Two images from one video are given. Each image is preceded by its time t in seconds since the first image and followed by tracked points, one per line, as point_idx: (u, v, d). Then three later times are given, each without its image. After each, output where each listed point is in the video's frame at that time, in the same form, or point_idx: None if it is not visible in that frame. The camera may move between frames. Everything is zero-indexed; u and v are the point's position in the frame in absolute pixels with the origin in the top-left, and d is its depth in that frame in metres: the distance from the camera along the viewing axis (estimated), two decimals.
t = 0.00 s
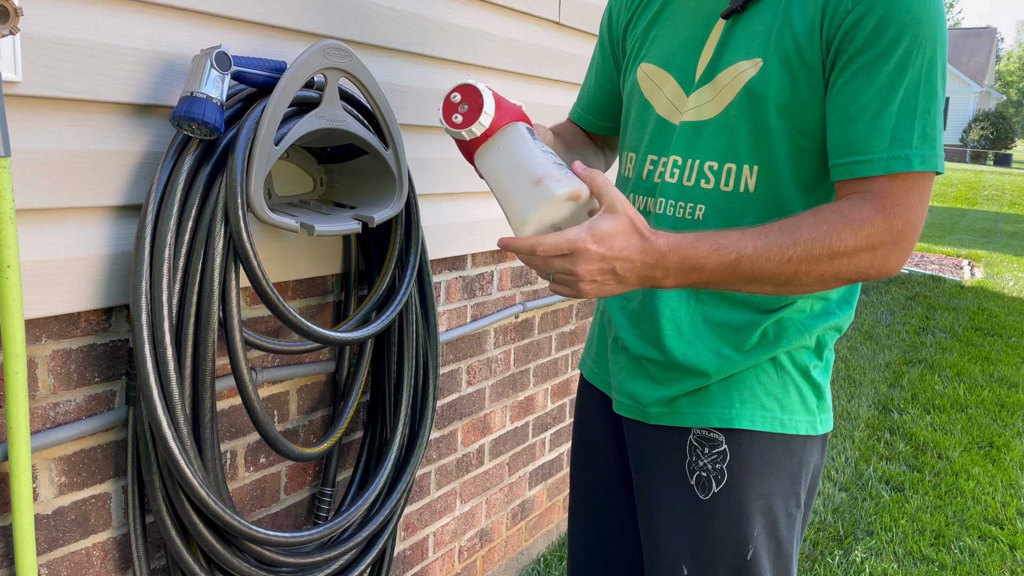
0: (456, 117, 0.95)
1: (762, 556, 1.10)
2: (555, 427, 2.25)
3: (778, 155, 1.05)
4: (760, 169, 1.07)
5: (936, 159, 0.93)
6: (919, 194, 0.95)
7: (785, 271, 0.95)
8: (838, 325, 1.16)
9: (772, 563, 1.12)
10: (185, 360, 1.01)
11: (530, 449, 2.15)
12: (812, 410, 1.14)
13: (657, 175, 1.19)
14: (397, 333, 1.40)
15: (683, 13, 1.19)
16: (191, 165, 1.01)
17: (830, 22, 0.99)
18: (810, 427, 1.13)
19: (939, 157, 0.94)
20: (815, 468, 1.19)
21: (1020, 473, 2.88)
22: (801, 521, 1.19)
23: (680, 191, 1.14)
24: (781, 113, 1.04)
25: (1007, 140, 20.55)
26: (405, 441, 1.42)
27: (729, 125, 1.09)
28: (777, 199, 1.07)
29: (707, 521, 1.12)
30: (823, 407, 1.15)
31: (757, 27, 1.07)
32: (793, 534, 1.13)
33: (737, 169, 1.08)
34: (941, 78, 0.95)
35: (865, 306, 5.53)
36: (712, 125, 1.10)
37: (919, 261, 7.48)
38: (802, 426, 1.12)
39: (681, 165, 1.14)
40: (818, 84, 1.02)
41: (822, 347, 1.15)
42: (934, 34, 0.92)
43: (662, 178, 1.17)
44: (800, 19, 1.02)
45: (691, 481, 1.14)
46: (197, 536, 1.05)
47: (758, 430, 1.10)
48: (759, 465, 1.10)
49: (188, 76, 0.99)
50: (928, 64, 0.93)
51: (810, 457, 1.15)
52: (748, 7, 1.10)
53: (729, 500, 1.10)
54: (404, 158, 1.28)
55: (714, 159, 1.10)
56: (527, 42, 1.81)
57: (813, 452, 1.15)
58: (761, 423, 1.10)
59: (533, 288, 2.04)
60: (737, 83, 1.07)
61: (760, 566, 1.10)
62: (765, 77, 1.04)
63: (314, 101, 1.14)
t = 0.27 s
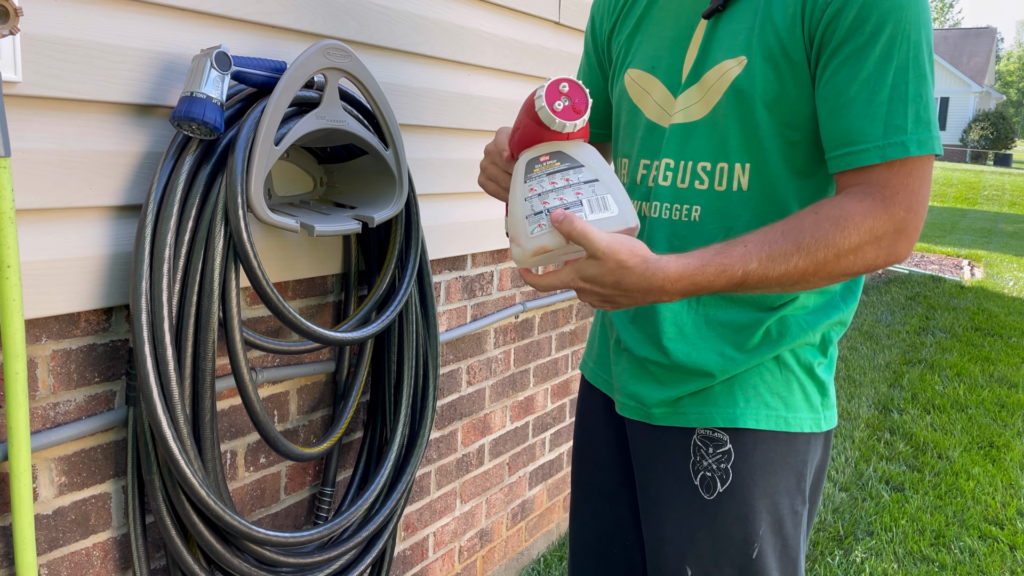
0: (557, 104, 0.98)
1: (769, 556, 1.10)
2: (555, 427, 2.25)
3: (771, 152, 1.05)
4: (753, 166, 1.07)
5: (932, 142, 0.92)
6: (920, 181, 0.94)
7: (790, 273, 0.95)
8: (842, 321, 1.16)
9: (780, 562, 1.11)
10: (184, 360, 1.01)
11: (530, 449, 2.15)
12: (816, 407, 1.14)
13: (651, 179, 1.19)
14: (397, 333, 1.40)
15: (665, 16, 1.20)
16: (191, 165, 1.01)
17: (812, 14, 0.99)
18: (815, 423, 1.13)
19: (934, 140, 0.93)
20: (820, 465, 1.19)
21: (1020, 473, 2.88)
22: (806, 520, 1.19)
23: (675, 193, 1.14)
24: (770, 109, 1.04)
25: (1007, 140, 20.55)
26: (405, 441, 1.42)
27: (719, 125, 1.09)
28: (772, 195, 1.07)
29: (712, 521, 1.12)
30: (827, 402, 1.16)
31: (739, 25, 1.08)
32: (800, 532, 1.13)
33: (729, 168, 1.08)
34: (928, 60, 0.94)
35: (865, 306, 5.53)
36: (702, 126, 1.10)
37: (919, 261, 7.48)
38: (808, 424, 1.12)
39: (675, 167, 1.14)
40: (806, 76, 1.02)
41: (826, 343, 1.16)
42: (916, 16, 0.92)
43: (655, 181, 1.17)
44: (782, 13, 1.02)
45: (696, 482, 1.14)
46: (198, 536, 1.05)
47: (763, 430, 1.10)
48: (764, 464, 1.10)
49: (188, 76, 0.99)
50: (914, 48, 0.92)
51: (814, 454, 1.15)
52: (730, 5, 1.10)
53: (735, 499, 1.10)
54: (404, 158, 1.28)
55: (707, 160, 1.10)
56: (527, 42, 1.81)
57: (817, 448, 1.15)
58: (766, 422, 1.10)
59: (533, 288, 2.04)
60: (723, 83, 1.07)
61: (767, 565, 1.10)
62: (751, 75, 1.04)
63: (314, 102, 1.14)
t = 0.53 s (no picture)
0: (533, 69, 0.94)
1: (771, 552, 1.10)
2: (555, 427, 2.25)
3: (764, 145, 1.05)
4: (746, 159, 1.07)
5: (924, 131, 0.93)
6: (915, 170, 0.94)
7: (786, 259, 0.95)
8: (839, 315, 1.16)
9: (783, 557, 1.12)
10: (185, 360, 1.01)
11: (530, 449, 2.15)
12: (815, 401, 1.14)
13: (645, 174, 1.19)
14: (397, 333, 1.40)
15: (654, 12, 1.19)
16: (191, 165, 1.01)
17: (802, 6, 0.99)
18: (814, 417, 1.13)
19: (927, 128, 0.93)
20: (819, 461, 1.19)
21: (1020, 473, 2.88)
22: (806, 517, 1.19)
23: (669, 189, 1.14)
24: (762, 102, 1.04)
25: (1007, 140, 20.55)
26: (405, 441, 1.42)
27: (710, 119, 1.09)
28: (766, 188, 1.07)
29: (715, 519, 1.12)
30: (825, 395, 1.16)
31: (729, 19, 1.08)
32: (803, 526, 1.13)
33: (722, 162, 1.08)
34: (919, 49, 0.94)
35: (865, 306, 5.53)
36: (694, 120, 1.10)
37: (919, 261, 7.48)
38: (807, 418, 1.12)
39: (667, 162, 1.14)
40: (797, 68, 1.02)
41: (824, 338, 1.16)
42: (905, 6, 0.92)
43: (650, 177, 1.17)
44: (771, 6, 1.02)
45: (698, 480, 1.13)
46: (197, 536, 1.05)
47: (764, 426, 1.10)
48: (766, 461, 1.10)
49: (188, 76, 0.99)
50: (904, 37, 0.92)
51: (814, 449, 1.15)
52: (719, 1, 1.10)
53: (736, 497, 1.09)
54: (404, 158, 1.28)
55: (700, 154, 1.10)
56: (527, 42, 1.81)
57: (816, 443, 1.15)
58: (766, 417, 1.10)
59: (533, 287, 2.04)
60: (714, 77, 1.07)
61: (770, 561, 1.10)
62: (742, 69, 1.04)
63: (314, 102, 1.14)
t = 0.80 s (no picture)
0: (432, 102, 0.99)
1: (768, 550, 1.10)
2: (555, 427, 2.25)
3: (760, 144, 1.05)
4: (741, 158, 1.07)
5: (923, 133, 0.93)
6: (912, 170, 0.94)
7: (780, 250, 0.95)
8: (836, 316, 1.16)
9: (780, 556, 1.12)
10: (185, 360, 1.01)
11: (530, 449, 2.15)
12: (812, 401, 1.14)
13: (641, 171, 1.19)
14: (397, 333, 1.40)
15: (655, 10, 1.19)
16: (191, 165, 1.01)
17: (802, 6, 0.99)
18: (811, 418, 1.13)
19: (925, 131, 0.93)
20: (817, 463, 1.19)
21: (1020, 473, 2.88)
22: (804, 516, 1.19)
23: (665, 186, 1.14)
24: (760, 101, 1.04)
25: (1007, 140, 20.55)
26: (405, 441, 1.42)
27: (708, 117, 1.08)
28: (761, 186, 1.07)
29: (713, 517, 1.12)
30: (822, 396, 1.16)
31: (729, 17, 1.08)
32: (800, 525, 1.13)
33: (718, 160, 1.09)
34: (919, 52, 0.94)
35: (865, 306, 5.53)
36: (691, 118, 1.10)
37: (919, 261, 7.48)
38: (804, 418, 1.12)
39: (664, 159, 1.14)
40: (796, 68, 1.02)
41: (819, 338, 1.16)
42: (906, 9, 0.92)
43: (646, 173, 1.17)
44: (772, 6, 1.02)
45: (696, 478, 1.13)
46: (197, 536, 1.05)
47: (761, 426, 1.09)
48: (763, 459, 1.10)
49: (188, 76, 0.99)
50: (904, 39, 0.92)
51: (811, 449, 1.15)
52: None
53: (734, 495, 1.09)
54: (404, 158, 1.28)
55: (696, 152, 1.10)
56: (527, 42, 1.81)
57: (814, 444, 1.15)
58: (763, 417, 1.09)
59: (533, 288, 2.04)
60: (713, 75, 1.07)
61: (768, 560, 1.10)
62: (742, 67, 1.04)
63: (314, 102, 1.14)
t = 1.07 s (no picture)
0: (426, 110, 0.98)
1: (766, 549, 1.10)
2: (555, 427, 2.25)
3: (756, 146, 1.05)
4: (737, 158, 1.07)
5: (916, 135, 0.92)
6: (905, 172, 0.94)
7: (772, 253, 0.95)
8: (836, 316, 1.16)
9: (777, 556, 1.12)
10: (185, 360, 1.01)
11: (530, 449, 2.15)
12: (809, 402, 1.14)
13: (640, 171, 1.19)
14: (397, 333, 1.40)
15: (656, 10, 1.19)
16: (191, 165, 1.01)
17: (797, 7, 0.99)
18: (808, 418, 1.13)
19: (919, 132, 0.93)
20: (815, 463, 1.19)
21: (1020, 473, 2.88)
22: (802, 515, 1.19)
23: (663, 186, 1.15)
24: (756, 102, 1.04)
25: (1007, 140, 20.55)
26: (405, 441, 1.42)
27: (704, 118, 1.08)
28: (758, 186, 1.07)
29: (711, 516, 1.12)
30: (820, 397, 1.16)
31: (726, 18, 1.08)
32: (799, 525, 1.13)
33: (714, 160, 1.08)
34: (914, 54, 0.94)
35: (865, 306, 5.53)
36: (687, 119, 1.11)
37: (919, 261, 7.48)
38: (801, 418, 1.12)
39: (662, 159, 1.14)
40: (791, 69, 1.02)
41: (818, 338, 1.15)
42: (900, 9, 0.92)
43: (645, 173, 1.17)
44: (766, 7, 1.02)
45: (693, 477, 1.14)
46: (197, 535, 1.05)
47: (758, 425, 1.09)
48: (760, 459, 1.10)
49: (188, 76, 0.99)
50: (898, 41, 0.92)
51: (809, 450, 1.15)
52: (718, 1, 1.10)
53: (731, 493, 1.10)
54: (404, 158, 1.28)
55: (694, 153, 1.10)
56: (527, 42, 1.81)
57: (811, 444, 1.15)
58: (761, 417, 1.09)
59: (533, 288, 2.04)
60: (709, 76, 1.07)
61: (764, 559, 1.10)
62: (738, 68, 1.04)
63: (314, 101, 1.14)
